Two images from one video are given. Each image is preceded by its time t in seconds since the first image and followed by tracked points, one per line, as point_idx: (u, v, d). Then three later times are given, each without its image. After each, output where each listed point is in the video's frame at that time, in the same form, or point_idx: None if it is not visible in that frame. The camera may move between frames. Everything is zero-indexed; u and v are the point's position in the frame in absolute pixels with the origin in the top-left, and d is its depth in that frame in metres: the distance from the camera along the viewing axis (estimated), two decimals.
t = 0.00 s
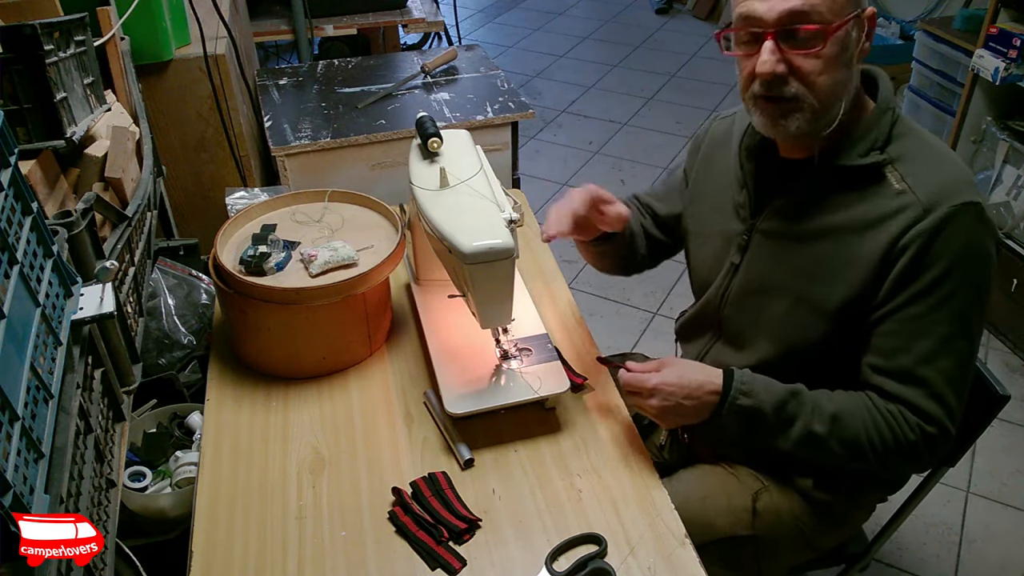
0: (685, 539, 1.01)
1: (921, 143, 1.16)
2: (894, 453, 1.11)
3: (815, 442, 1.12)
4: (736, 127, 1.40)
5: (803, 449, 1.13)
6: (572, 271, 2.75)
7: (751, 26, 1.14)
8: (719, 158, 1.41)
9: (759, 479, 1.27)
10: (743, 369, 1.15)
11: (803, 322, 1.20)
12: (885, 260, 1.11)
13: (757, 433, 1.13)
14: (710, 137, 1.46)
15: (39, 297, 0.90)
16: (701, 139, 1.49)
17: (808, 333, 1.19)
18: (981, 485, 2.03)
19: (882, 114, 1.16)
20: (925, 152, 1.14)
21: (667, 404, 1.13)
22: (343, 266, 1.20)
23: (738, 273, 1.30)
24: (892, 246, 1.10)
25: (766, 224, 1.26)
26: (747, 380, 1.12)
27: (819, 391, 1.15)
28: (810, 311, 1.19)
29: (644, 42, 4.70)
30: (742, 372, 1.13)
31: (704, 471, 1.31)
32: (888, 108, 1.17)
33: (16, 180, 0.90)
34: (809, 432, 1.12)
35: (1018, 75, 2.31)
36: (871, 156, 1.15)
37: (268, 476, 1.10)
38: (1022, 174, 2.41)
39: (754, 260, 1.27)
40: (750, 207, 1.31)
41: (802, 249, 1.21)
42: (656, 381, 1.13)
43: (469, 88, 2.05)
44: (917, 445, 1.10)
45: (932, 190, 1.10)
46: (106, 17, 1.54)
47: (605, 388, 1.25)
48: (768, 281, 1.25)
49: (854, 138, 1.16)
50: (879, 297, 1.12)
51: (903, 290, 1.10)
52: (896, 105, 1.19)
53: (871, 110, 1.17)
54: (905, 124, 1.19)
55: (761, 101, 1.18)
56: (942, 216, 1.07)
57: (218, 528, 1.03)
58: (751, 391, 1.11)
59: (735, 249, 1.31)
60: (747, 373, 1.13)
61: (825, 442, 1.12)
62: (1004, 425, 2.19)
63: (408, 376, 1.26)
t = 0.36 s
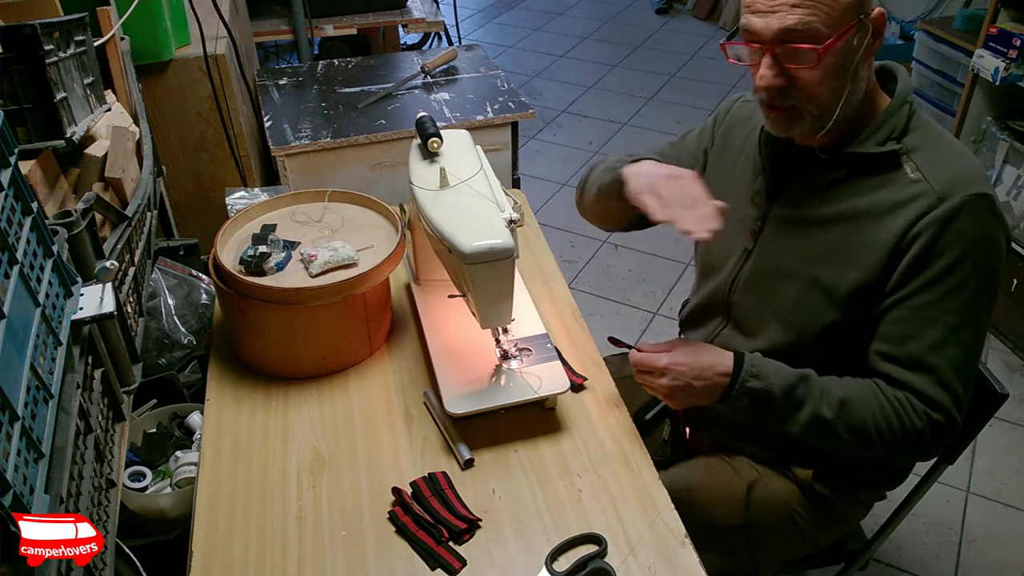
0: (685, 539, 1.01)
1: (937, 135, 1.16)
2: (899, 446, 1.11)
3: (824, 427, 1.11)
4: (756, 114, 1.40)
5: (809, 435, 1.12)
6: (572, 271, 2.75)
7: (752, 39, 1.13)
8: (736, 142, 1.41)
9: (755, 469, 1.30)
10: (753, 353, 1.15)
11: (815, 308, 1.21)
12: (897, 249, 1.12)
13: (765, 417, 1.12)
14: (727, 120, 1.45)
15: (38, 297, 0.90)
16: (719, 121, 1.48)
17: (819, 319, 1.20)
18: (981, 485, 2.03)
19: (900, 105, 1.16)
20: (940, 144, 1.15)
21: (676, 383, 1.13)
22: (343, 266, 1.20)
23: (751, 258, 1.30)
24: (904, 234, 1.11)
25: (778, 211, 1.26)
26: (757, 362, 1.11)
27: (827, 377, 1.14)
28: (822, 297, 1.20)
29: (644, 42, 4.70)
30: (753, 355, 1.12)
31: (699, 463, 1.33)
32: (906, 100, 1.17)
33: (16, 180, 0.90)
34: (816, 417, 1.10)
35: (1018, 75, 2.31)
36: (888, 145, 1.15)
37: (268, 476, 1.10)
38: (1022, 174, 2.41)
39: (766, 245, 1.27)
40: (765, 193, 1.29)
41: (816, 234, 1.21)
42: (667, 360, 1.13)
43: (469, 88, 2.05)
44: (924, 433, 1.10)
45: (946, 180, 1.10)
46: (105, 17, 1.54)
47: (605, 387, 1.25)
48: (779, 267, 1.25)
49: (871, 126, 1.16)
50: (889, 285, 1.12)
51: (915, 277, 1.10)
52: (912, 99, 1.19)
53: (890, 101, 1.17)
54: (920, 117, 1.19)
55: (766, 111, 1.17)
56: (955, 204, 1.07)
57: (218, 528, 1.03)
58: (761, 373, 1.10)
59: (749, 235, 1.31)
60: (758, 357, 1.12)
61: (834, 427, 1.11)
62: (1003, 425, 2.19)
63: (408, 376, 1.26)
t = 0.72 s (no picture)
0: (685, 539, 1.01)
1: (934, 130, 1.16)
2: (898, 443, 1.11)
3: (824, 423, 1.11)
4: (754, 109, 1.42)
5: (811, 430, 1.12)
6: (572, 271, 2.75)
7: (790, 12, 1.16)
8: (734, 134, 1.42)
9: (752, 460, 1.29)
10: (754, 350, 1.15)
11: (814, 304, 1.21)
12: (894, 244, 1.12)
13: (767, 414, 1.12)
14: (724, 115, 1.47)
15: (38, 297, 0.90)
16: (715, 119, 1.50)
17: (818, 313, 1.21)
18: (981, 485, 2.03)
19: (897, 101, 1.17)
20: (938, 138, 1.14)
21: (679, 381, 1.12)
22: (343, 266, 1.20)
23: (750, 253, 1.30)
24: (901, 229, 1.11)
25: (780, 206, 1.27)
26: (759, 359, 1.11)
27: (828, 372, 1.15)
28: (821, 292, 1.20)
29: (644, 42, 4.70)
30: (754, 351, 1.12)
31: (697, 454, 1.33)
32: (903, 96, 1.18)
33: (16, 180, 0.90)
34: (817, 412, 1.11)
35: (1018, 75, 2.31)
36: (886, 140, 1.15)
37: (268, 476, 1.10)
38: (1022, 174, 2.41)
39: (766, 241, 1.28)
40: (763, 188, 1.31)
41: (815, 230, 1.22)
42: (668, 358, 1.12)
43: (469, 88, 2.05)
44: (924, 427, 1.09)
45: (942, 173, 1.10)
46: (105, 17, 1.54)
47: (605, 387, 1.25)
48: (777, 263, 1.26)
49: (872, 119, 1.17)
50: (887, 281, 1.12)
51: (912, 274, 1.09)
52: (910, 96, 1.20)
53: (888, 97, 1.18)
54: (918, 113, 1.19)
55: (800, 88, 1.18)
56: (951, 199, 1.07)
57: (218, 529, 1.03)
58: (762, 369, 1.11)
59: (748, 231, 1.31)
60: (759, 353, 1.13)
61: (834, 423, 1.11)
62: (1003, 425, 2.19)
63: (408, 375, 1.26)
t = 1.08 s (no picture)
0: (685, 539, 1.01)
1: (928, 130, 1.16)
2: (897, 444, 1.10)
3: (823, 425, 1.11)
4: (748, 111, 1.42)
5: (809, 432, 1.12)
6: (572, 271, 2.75)
7: (787, 9, 1.16)
8: (730, 134, 1.42)
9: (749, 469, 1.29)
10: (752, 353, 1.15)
11: (810, 307, 1.21)
12: (889, 247, 1.12)
13: (766, 416, 1.12)
14: (719, 118, 1.48)
15: (38, 297, 0.90)
16: (709, 124, 1.51)
17: (814, 316, 1.20)
18: (981, 485, 2.03)
19: (892, 101, 1.17)
20: (933, 140, 1.14)
21: (676, 385, 1.12)
22: (343, 266, 1.20)
23: (745, 256, 1.30)
24: (897, 232, 1.11)
25: (775, 207, 1.27)
26: (756, 361, 1.12)
27: (826, 375, 1.15)
28: (817, 296, 1.20)
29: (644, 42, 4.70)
30: (752, 354, 1.13)
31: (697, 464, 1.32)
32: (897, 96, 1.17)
33: (16, 180, 0.90)
34: (815, 414, 1.11)
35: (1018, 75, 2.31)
36: (880, 142, 1.15)
37: (268, 476, 1.10)
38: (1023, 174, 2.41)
39: (761, 244, 1.28)
40: (758, 191, 1.31)
41: (811, 232, 1.22)
42: (666, 361, 1.12)
43: (469, 88, 2.05)
44: (922, 429, 1.09)
45: (936, 175, 1.09)
46: (105, 17, 1.54)
47: (605, 387, 1.25)
48: (773, 266, 1.25)
49: (866, 121, 1.16)
50: (883, 283, 1.12)
51: (908, 277, 1.09)
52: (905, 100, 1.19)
53: (883, 98, 1.17)
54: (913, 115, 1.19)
55: (795, 87, 1.18)
56: (947, 200, 1.07)
57: (218, 529, 1.03)
58: (760, 372, 1.11)
59: (744, 233, 1.31)
60: (757, 355, 1.13)
61: (833, 425, 1.11)
62: (1003, 425, 2.19)
63: (408, 376, 1.26)
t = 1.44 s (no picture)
0: (685, 539, 1.01)
1: (917, 143, 1.15)
2: (896, 456, 1.10)
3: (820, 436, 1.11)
4: (735, 128, 1.42)
5: (804, 443, 1.12)
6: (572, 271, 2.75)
7: (761, 19, 1.15)
8: (721, 158, 1.41)
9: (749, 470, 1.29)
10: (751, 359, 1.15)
11: (799, 323, 1.21)
12: (877, 266, 1.12)
13: (763, 424, 1.12)
14: (708, 143, 1.47)
15: (38, 297, 0.90)
16: (700, 145, 1.51)
17: (802, 335, 1.20)
18: (981, 485, 2.03)
19: (877, 114, 1.16)
20: (921, 152, 1.14)
21: (671, 387, 1.13)
22: (343, 266, 1.20)
23: (735, 270, 1.30)
24: (885, 250, 1.11)
25: (761, 223, 1.26)
26: (754, 370, 1.11)
27: (824, 386, 1.14)
28: (806, 312, 1.20)
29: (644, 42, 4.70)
30: (751, 362, 1.12)
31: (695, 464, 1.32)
32: (885, 108, 1.17)
33: (16, 180, 0.90)
34: (811, 426, 1.10)
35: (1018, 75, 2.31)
36: (868, 156, 1.15)
37: (268, 476, 1.10)
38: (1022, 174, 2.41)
39: (749, 259, 1.28)
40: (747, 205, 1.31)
41: (798, 249, 1.21)
42: (663, 362, 1.12)
43: (469, 88, 2.04)
44: (918, 445, 1.09)
45: (925, 192, 1.09)
46: (105, 17, 1.54)
47: (605, 387, 1.25)
48: (762, 281, 1.26)
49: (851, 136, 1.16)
50: (873, 302, 1.12)
51: (897, 296, 1.09)
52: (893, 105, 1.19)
53: (868, 112, 1.17)
54: (901, 124, 1.18)
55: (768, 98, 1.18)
56: (936, 218, 1.06)
57: (218, 529, 1.03)
58: (757, 382, 1.10)
59: (733, 246, 1.31)
60: (756, 364, 1.12)
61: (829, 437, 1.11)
62: (1003, 425, 2.19)
63: (408, 376, 1.26)
